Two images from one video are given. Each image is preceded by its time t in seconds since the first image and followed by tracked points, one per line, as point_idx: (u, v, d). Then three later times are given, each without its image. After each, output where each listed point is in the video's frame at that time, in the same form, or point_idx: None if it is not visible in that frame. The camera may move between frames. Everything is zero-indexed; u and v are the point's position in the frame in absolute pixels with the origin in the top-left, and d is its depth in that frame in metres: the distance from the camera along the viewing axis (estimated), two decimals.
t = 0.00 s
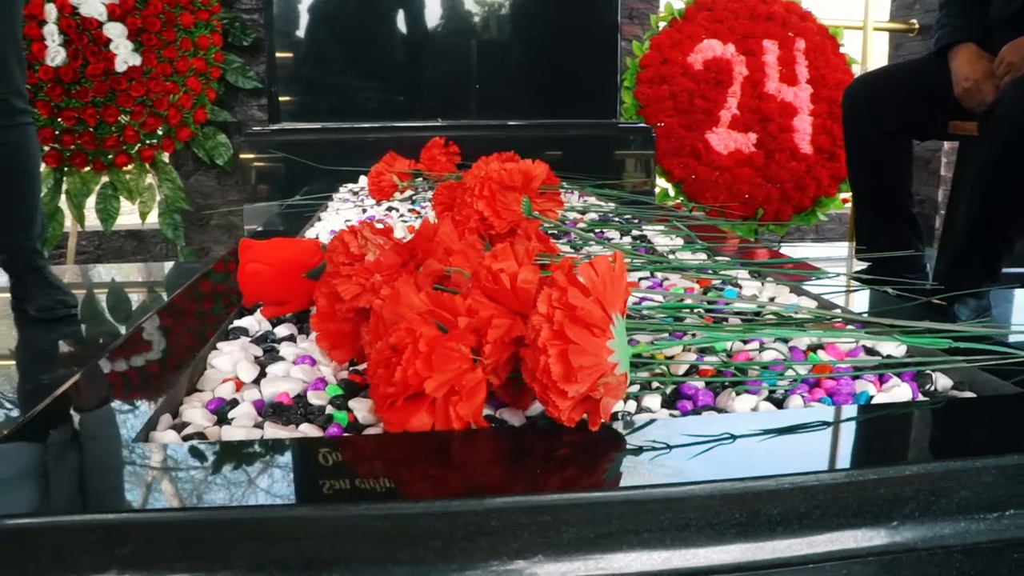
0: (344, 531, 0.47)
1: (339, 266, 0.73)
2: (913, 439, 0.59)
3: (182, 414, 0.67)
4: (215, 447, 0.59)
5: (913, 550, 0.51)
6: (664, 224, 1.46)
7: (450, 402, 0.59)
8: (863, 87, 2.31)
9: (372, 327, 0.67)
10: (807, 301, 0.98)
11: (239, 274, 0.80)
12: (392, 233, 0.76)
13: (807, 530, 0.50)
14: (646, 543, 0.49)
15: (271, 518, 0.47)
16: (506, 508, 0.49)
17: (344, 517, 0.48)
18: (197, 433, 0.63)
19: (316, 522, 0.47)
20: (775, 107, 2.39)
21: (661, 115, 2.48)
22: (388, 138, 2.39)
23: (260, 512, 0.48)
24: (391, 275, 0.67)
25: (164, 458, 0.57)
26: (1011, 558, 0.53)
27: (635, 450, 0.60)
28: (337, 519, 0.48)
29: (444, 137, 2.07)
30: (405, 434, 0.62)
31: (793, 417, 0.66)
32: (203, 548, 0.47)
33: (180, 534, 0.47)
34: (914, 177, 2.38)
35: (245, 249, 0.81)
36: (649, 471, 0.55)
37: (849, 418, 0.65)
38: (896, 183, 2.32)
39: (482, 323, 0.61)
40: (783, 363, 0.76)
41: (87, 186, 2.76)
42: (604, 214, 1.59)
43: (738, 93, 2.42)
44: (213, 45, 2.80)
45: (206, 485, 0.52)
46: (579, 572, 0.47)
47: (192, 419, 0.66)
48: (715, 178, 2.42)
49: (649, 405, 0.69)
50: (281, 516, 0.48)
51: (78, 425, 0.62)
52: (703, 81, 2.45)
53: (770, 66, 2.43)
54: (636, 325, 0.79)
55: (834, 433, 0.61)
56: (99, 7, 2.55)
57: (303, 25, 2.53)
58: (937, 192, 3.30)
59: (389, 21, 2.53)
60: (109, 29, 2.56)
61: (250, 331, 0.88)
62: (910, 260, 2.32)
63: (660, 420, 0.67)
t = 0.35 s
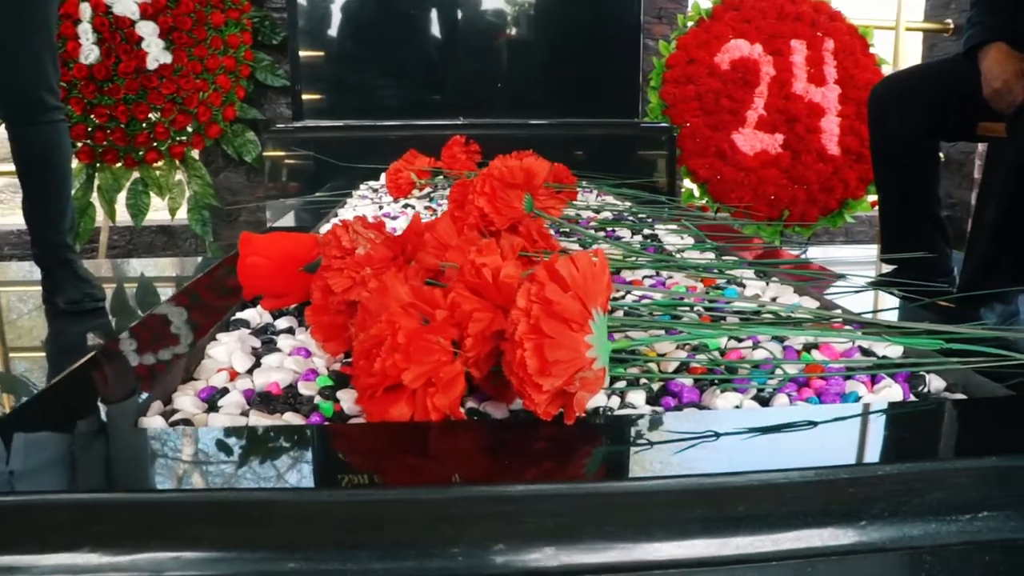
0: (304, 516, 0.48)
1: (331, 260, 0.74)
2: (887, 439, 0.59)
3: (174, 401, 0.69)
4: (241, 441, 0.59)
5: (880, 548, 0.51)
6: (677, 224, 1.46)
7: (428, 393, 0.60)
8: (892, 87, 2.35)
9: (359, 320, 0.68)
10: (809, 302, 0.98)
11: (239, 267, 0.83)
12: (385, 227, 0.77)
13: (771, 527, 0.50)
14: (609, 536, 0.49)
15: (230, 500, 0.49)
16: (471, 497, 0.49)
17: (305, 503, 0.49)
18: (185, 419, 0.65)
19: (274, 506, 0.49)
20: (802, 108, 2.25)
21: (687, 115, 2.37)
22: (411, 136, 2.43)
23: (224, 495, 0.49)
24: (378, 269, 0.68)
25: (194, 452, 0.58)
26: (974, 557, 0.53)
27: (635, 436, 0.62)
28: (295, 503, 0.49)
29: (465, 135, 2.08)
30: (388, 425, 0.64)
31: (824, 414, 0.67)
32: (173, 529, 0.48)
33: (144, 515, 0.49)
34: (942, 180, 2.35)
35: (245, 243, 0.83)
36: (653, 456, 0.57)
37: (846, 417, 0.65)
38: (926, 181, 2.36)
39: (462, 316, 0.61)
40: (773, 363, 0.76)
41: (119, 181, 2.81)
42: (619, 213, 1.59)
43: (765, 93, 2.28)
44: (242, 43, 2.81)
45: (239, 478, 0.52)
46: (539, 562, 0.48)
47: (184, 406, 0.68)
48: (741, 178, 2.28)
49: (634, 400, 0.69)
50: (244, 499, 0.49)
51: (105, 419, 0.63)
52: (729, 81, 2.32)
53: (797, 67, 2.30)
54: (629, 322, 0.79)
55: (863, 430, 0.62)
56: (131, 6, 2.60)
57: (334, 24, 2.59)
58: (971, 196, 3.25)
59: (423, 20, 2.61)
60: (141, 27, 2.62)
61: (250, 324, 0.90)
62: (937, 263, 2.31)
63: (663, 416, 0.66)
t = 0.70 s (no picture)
0: (268, 502, 0.50)
1: (317, 254, 0.75)
2: (868, 439, 0.59)
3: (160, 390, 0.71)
4: (258, 437, 0.59)
5: (840, 546, 0.51)
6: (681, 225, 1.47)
7: (401, 385, 0.61)
8: (914, 86, 2.23)
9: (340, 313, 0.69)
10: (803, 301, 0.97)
11: (232, 261, 0.83)
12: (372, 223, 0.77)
13: (728, 522, 0.51)
14: (565, 527, 0.50)
15: (200, 484, 0.51)
16: (432, 487, 0.51)
17: (269, 487, 0.51)
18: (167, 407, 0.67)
19: (240, 490, 0.51)
20: (820, 109, 2.32)
21: (703, 115, 2.41)
22: (426, 134, 2.48)
23: (193, 480, 0.51)
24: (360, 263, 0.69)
25: (214, 448, 0.58)
26: (934, 552, 0.53)
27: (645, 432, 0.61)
28: (260, 488, 0.50)
29: (477, 135, 2.10)
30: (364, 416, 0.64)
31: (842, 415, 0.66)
32: (142, 511, 0.50)
33: (116, 496, 0.51)
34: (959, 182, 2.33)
35: (238, 237, 0.84)
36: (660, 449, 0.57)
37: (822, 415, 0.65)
38: (943, 183, 2.25)
39: (437, 310, 0.62)
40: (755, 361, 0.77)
41: (138, 178, 2.86)
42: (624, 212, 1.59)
43: (783, 94, 2.35)
44: (261, 42, 2.80)
45: (238, 471, 0.53)
46: (495, 553, 0.48)
47: (169, 395, 0.69)
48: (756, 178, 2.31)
49: (612, 395, 0.69)
50: (212, 484, 0.51)
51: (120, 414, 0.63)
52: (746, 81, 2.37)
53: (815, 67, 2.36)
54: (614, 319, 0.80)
55: (880, 431, 0.61)
56: (152, 5, 2.65)
57: (355, 23, 2.75)
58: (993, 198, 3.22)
59: (442, 18, 2.74)
60: (162, 26, 2.65)
61: (245, 317, 0.91)
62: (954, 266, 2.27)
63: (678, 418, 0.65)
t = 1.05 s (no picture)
0: (227, 483, 0.52)
1: (299, 247, 0.76)
2: (829, 438, 0.60)
3: (141, 376, 0.73)
4: (275, 432, 0.60)
5: (790, 542, 0.52)
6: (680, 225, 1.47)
7: (367, 373, 0.62)
8: (932, 87, 2.16)
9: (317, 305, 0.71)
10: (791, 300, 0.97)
11: (221, 253, 0.85)
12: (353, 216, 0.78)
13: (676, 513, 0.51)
14: (512, 515, 0.51)
15: (166, 465, 0.53)
16: (384, 474, 0.52)
17: (227, 471, 0.53)
18: (144, 392, 0.69)
19: (200, 473, 0.53)
20: (837, 110, 2.24)
21: (720, 116, 2.38)
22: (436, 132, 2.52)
23: (157, 463, 0.53)
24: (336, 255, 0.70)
25: (234, 443, 0.58)
26: (887, 549, 0.54)
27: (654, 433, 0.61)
28: (220, 471, 0.53)
29: (486, 133, 2.11)
30: (337, 405, 0.66)
31: (861, 418, 0.65)
32: (104, 489, 0.52)
33: (84, 477, 0.53)
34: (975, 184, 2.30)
35: (227, 230, 0.86)
36: (668, 450, 0.57)
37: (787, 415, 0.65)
38: (953, 184, 2.21)
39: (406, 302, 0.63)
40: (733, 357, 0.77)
41: (157, 174, 2.90)
42: (629, 210, 1.59)
43: (800, 94, 2.27)
44: (280, 39, 2.89)
45: (200, 455, 0.55)
46: (443, 537, 0.50)
47: (149, 382, 0.71)
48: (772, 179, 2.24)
49: (581, 388, 0.70)
50: (173, 466, 0.53)
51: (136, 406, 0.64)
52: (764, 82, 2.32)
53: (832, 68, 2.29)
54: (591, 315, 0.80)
55: (846, 434, 0.61)
56: (173, 3, 2.68)
57: (376, 22, 2.77)
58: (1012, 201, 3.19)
59: (456, 17, 2.78)
60: (182, 24, 2.69)
61: (234, 308, 0.92)
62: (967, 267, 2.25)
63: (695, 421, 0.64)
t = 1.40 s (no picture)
0: (186, 467, 0.55)
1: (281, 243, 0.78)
2: (779, 439, 0.61)
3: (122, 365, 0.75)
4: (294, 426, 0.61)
5: (728, 540, 0.53)
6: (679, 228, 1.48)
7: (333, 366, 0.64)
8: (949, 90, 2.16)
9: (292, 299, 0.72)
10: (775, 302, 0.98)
11: (210, 248, 0.87)
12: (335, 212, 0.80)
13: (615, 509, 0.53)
14: (455, 506, 0.53)
15: (134, 450, 0.57)
16: (335, 463, 0.55)
17: (186, 457, 0.56)
18: (122, 380, 0.71)
19: (161, 457, 0.56)
20: (855, 113, 2.07)
21: (735, 119, 2.25)
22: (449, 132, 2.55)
23: (122, 448, 0.57)
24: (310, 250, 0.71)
25: (255, 437, 0.60)
26: (827, 549, 0.54)
27: (666, 434, 0.62)
28: (180, 456, 0.56)
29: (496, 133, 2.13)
30: (307, 394, 0.68)
31: (873, 422, 0.65)
32: (69, 472, 0.56)
33: (55, 458, 0.56)
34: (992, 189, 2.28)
35: (216, 226, 0.87)
36: (683, 451, 0.58)
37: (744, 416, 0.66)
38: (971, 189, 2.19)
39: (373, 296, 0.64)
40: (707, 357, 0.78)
41: (178, 170, 2.94)
42: (631, 211, 1.59)
43: (818, 98, 2.15)
44: (301, 38, 2.96)
45: (164, 441, 0.58)
46: (387, 525, 0.52)
47: (129, 371, 0.74)
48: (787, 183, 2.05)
49: (550, 383, 0.71)
50: (137, 451, 0.57)
51: (150, 398, 0.67)
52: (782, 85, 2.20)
53: (853, 71, 2.14)
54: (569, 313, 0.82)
55: (829, 438, 0.62)
56: (195, 1, 2.71)
57: (397, 23, 2.83)
58: None
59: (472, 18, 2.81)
60: (204, 22, 2.71)
61: (224, 302, 0.94)
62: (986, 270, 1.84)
63: (712, 422, 0.64)
